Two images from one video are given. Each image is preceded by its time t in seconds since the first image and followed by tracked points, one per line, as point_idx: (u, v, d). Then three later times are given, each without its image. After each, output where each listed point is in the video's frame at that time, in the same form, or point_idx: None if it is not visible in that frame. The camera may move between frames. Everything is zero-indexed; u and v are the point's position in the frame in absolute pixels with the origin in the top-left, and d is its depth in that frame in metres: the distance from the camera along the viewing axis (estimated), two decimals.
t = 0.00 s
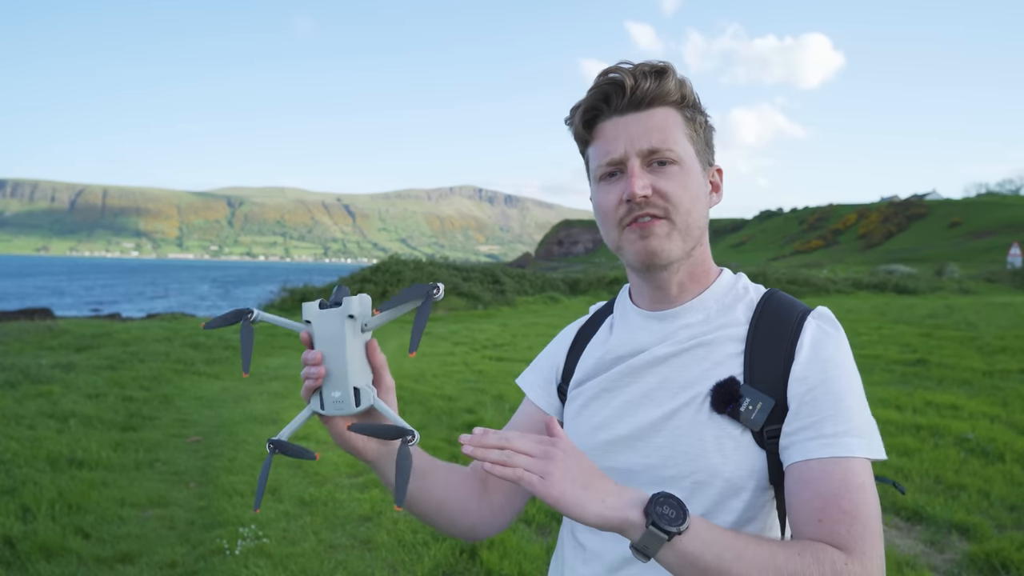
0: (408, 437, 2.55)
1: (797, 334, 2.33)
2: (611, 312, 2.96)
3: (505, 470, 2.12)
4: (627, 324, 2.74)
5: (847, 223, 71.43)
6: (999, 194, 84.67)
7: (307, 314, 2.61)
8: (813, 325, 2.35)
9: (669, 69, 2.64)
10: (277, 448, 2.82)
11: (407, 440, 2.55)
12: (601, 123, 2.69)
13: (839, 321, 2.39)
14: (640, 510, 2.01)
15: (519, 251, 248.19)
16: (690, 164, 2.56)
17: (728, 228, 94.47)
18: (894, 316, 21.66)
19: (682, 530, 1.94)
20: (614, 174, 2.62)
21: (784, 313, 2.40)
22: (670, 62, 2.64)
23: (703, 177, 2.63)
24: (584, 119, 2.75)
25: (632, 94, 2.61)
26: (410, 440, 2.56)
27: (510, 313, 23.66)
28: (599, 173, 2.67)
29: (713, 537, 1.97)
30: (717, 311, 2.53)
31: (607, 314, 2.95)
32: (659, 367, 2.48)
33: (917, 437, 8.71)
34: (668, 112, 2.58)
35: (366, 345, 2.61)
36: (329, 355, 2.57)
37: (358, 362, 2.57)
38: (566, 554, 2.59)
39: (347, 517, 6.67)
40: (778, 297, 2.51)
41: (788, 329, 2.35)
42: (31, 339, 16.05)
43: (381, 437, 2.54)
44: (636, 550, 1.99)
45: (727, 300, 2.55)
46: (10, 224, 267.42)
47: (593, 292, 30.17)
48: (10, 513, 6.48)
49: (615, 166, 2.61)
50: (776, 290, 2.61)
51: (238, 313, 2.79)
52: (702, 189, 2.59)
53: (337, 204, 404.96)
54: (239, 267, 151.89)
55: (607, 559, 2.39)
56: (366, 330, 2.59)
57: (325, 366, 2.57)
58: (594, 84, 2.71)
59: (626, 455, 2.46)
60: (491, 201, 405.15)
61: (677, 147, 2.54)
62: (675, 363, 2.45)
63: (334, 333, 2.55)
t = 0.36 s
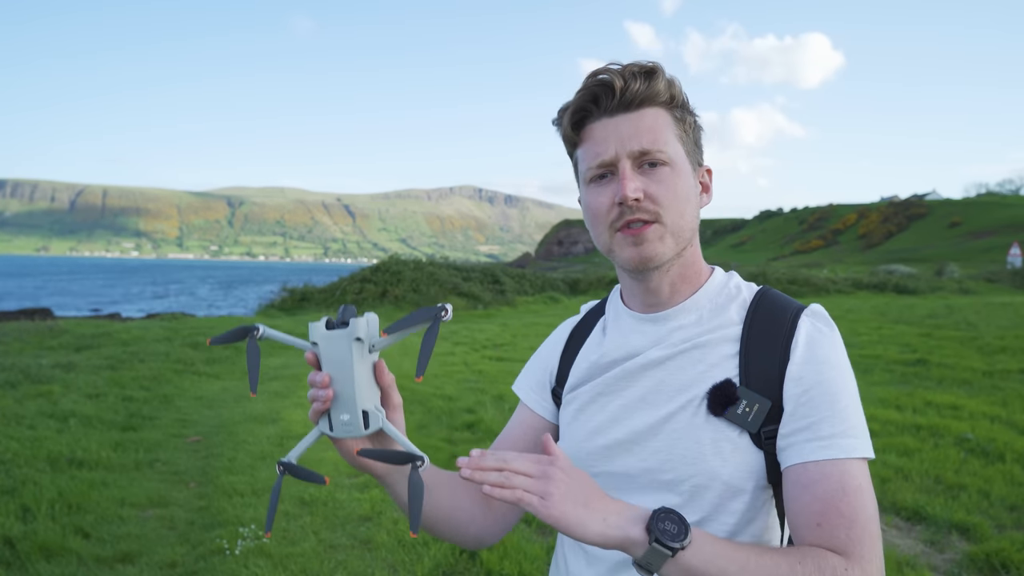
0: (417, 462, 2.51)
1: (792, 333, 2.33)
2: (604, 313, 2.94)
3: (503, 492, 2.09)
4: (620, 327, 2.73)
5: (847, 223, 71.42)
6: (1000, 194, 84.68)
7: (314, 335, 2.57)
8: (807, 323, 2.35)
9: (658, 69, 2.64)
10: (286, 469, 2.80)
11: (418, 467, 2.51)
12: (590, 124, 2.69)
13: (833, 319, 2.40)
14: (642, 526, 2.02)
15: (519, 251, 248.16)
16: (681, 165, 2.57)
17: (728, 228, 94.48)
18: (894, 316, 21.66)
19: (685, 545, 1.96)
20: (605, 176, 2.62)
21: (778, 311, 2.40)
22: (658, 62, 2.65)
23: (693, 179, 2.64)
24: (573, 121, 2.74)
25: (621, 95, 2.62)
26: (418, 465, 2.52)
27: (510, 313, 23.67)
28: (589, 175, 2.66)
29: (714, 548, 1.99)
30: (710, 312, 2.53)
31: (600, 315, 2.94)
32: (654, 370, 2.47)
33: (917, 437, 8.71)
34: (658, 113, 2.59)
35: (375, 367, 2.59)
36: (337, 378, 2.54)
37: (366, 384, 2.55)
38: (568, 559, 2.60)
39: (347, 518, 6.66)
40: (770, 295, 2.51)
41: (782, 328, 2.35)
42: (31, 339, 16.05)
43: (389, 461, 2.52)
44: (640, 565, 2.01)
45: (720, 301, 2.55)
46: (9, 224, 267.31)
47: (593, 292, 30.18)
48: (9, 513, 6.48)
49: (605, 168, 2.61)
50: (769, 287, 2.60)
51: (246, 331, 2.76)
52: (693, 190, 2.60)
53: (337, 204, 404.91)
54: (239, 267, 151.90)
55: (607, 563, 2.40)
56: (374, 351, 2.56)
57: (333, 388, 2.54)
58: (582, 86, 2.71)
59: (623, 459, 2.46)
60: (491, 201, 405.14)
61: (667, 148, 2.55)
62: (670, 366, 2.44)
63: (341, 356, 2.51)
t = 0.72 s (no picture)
0: (449, 476, 2.27)
1: (782, 319, 2.39)
2: (579, 312, 2.91)
3: (604, 452, 1.98)
4: (604, 323, 2.70)
5: (847, 223, 71.43)
6: (1000, 194, 84.70)
7: (330, 357, 2.25)
8: (794, 308, 2.43)
9: (668, 67, 2.68)
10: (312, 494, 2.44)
11: (451, 481, 2.28)
12: (594, 111, 2.69)
13: (813, 301, 2.51)
14: (733, 505, 1.94)
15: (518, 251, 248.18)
16: (677, 163, 2.61)
17: (728, 228, 94.52)
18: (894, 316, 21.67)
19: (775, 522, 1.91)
20: (603, 163, 2.62)
21: (764, 299, 2.47)
22: (669, 63, 2.68)
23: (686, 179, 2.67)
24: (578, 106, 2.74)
25: (629, 86, 2.64)
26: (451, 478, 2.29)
27: (510, 313, 23.68)
28: (587, 160, 2.66)
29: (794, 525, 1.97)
30: (698, 305, 2.55)
31: (576, 314, 2.90)
32: (647, 364, 2.46)
33: (917, 437, 8.72)
34: (662, 109, 2.63)
35: (397, 384, 2.28)
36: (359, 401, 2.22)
37: (390, 401, 2.24)
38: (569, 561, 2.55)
39: (347, 518, 6.66)
40: (754, 284, 2.58)
41: (773, 316, 2.40)
42: (32, 339, 16.07)
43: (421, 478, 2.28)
44: (737, 544, 1.93)
45: (706, 294, 2.59)
46: (9, 224, 267.48)
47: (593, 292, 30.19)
48: (9, 512, 6.49)
49: (605, 154, 2.61)
50: (748, 279, 2.68)
51: (251, 357, 2.37)
52: (686, 190, 2.63)
53: (337, 204, 404.98)
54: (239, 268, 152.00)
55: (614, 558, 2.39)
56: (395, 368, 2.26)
57: (356, 411, 2.23)
58: (593, 71, 2.72)
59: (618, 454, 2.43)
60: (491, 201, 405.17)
61: (668, 144, 2.58)
62: (662, 359, 2.44)
63: (362, 377, 2.20)
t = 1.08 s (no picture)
0: (519, 403, 2.57)
1: (773, 321, 2.53)
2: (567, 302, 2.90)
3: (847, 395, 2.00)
4: (599, 317, 2.73)
5: (847, 223, 71.37)
6: (1000, 194, 84.63)
7: (423, 256, 2.35)
8: (780, 310, 2.60)
9: (647, 68, 2.71)
10: (363, 398, 2.52)
11: (519, 407, 2.57)
12: (582, 118, 2.70)
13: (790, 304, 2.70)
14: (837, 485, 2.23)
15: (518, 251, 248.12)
16: (668, 160, 2.61)
17: (728, 228, 94.52)
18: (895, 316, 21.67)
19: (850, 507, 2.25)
20: (595, 168, 2.61)
21: (756, 299, 2.59)
22: (648, 61, 2.72)
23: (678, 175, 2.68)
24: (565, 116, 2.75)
25: (613, 91, 2.66)
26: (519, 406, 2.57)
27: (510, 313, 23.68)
28: (579, 166, 2.65)
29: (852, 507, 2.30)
30: (694, 303, 2.63)
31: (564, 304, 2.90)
32: (648, 357, 2.51)
33: (917, 437, 8.72)
34: (647, 109, 2.64)
35: (477, 301, 2.42)
36: (443, 308, 2.35)
37: (471, 316, 2.39)
38: (559, 552, 2.52)
39: (348, 518, 6.67)
40: (742, 285, 2.70)
41: (765, 317, 2.54)
42: (32, 339, 16.07)
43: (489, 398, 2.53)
44: (816, 509, 2.22)
45: (701, 293, 2.67)
46: (9, 224, 267.38)
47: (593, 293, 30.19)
48: (9, 513, 6.49)
49: (597, 159, 2.61)
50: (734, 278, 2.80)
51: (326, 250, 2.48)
52: (678, 186, 2.64)
53: (337, 204, 404.88)
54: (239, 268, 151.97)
55: (611, 548, 2.40)
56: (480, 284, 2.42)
57: (437, 318, 2.35)
58: (575, 80, 2.74)
59: (618, 444, 2.45)
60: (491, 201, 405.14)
61: (657, 143, 2.59)
62: (663, 353, 2.50)
63: (454, 285, 2.34)
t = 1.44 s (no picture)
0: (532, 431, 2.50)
1: (775, 323, 2.54)
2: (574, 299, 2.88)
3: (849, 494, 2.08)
4: (605, 316, 2.72)
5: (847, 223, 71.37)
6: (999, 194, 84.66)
7: (434, 291, 2.38)
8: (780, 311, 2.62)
9: (643, 72, 2.71)
10: (377, 431, 2.50)
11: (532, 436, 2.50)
12: (582, 125, 2.70)
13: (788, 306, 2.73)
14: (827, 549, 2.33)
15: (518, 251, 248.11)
16: (670, 161, 2.61)
17: (728, 228, 94.56)
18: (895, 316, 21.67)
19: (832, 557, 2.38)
20: (599, 174, 2.61)
21: (758, 301, 2.60)
22: (643, 66, 2.71)
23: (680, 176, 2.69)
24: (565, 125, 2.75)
25: (611, 96, 2.66)
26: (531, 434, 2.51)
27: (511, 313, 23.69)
28: (582, 173, 2.65)
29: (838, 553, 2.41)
30: (700, 305, 2.63)
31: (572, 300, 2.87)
32: (654, 358, 2.51)
33: (917, 437, 8.72)
34: (645, 112, 2.64)
35: (487, 332, 2.44)
36: (455, 340, 2.37)
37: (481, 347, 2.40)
38: (561, 548, 2.50)
39: (347, 518, 6.66)
40: (744, 287, 2.71)
41: (768, 319, 2.54)
42: (32, 339, 16.07)
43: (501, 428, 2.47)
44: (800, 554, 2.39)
45: (706, 295, 2.67)
46: (9, 224, 267.48)
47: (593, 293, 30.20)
48: (9, 513, 6.48)
49: (600, 165, 2.61)
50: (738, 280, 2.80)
51: (338, 278, 2.51)
52: (681, 186, 2.64)
53: (337, 204, 404.97)
54: (239, 268, 152.02)
55: (615, 544, 2.39)
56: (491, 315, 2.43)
57: (449, 350, 2.37)
58: (573, 88, 2.74)
59: (622, 441, 2.45)
60: (491, 201, 405.21)
61: (658, 146, 2.59)
62: (668, 354, 2.50)
63: (466, 316, 2.37)
